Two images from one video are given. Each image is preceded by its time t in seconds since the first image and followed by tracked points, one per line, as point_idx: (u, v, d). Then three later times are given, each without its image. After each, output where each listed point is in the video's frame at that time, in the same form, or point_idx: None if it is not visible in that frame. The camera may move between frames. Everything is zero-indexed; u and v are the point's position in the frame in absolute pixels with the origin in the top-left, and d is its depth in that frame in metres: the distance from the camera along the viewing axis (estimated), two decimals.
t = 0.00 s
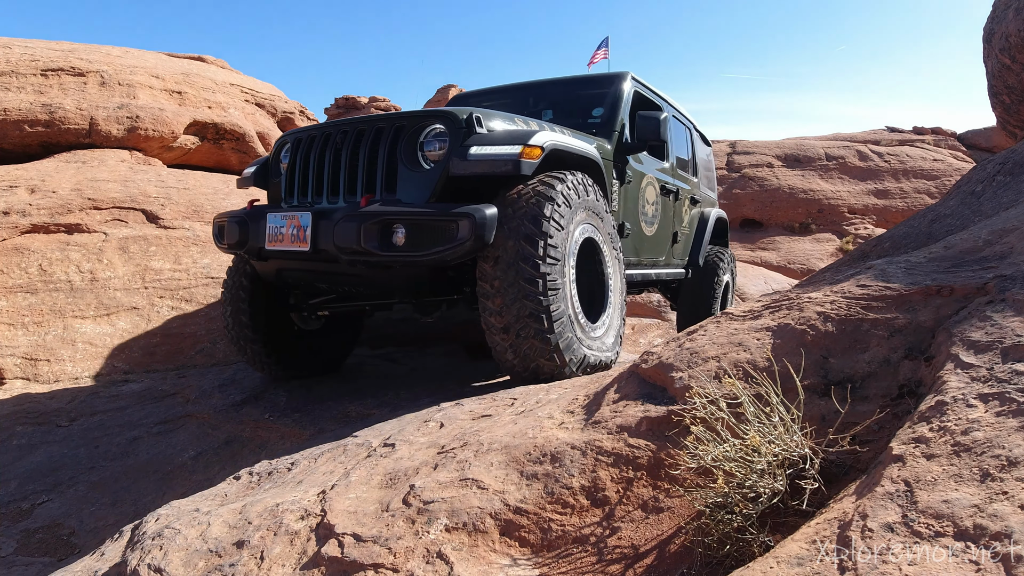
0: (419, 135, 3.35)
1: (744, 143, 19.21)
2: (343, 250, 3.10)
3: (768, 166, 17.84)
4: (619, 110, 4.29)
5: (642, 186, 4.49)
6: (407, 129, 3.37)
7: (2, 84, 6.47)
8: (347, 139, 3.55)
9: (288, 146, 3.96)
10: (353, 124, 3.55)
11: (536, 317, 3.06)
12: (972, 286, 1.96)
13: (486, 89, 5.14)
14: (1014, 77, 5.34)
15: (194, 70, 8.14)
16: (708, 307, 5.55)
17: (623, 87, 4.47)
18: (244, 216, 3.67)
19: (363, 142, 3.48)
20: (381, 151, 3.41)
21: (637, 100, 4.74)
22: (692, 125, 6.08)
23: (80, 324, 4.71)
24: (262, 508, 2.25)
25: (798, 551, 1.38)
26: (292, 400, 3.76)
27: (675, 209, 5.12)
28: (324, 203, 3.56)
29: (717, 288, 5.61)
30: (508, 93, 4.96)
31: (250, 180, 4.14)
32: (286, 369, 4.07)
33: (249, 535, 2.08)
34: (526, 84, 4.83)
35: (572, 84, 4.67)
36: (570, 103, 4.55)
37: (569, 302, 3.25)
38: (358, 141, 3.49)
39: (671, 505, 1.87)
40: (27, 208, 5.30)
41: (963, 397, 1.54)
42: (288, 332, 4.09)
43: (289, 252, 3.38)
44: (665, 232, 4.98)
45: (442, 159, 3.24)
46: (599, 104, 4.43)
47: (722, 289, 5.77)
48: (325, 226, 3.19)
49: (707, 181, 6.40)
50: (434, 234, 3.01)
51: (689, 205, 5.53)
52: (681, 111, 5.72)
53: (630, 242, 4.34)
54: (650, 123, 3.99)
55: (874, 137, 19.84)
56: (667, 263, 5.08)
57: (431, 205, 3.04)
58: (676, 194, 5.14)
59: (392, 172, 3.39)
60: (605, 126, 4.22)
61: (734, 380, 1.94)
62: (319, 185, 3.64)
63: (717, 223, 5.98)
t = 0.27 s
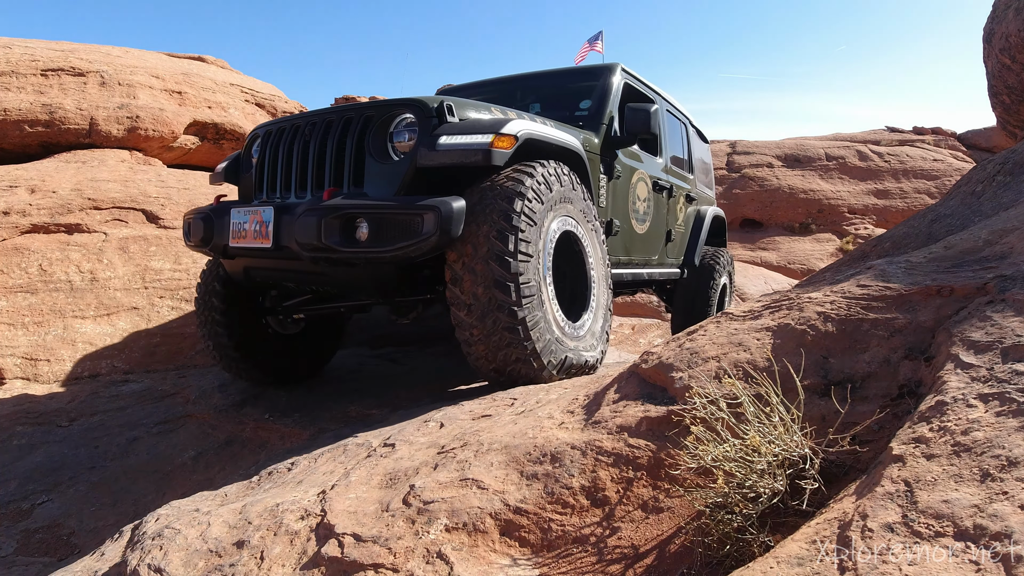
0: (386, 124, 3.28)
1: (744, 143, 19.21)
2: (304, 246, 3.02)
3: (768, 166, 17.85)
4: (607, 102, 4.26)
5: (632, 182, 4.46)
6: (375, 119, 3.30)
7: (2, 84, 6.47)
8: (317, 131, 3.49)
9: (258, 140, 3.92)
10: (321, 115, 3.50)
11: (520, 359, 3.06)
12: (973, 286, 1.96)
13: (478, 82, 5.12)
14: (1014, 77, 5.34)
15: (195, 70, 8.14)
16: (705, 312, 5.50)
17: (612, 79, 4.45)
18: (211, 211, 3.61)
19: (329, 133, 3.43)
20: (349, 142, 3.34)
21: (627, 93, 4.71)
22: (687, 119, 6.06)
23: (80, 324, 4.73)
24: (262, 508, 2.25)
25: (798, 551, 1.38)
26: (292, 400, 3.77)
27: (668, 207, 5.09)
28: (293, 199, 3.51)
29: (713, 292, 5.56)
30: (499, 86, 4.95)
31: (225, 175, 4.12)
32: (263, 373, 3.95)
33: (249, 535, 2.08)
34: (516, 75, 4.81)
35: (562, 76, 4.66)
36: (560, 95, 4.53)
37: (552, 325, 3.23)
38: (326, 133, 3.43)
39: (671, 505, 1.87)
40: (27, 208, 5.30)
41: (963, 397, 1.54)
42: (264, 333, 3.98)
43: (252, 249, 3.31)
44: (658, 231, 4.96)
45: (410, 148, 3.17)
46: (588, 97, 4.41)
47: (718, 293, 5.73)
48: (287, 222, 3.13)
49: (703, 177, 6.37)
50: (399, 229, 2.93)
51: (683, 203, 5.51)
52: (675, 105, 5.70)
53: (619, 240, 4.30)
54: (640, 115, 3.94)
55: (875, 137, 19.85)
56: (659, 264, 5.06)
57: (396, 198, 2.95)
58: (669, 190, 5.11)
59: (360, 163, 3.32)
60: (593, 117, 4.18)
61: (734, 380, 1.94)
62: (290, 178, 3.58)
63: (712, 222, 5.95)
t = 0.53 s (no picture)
0: (354, 118, 3.22)
1: (744, 143, 19.21)
2: (264, 243, 2.94)
3: (768, 166, 17.85)
4: (595, 96, 4.24)
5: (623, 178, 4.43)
6: (342, 115, 3.24)
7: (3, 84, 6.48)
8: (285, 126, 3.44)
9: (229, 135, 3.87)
10: (290, 110, 3.45)
11: (504, 375, 3.03)
12: (973, 286, 1.96)
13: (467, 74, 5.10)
14: (1014, 77, 5.34)
15: (195, 70, 8.14)
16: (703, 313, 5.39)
17: (601, 71, 4.43)
18: (175, 208, 3.54)
19: (297, 126, 3.38)
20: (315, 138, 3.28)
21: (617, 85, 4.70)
22: (682, 113, 6.04)
23: (81, 324, 4.75)
24: (262, 508, 2.25)
25: (798, 551, 1.38)
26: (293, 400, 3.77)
27: (661, 203, 5.06)
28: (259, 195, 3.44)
29: (711, 292, 5.46)
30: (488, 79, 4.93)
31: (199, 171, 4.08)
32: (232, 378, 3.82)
33: (249, 535, 2.08)
34: (505, 67, 4.79)
35: (550, 69, 4.64)
36: (549, 88, 4.51)
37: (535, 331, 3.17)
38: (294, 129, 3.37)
39: (671, 505, 1.87)
40: (27, 207, 5.30)
41: (963, 397, 1.54)
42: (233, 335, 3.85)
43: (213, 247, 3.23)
44: (651, 231, 4.94)
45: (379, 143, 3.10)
46: (576, 90, 4.39)
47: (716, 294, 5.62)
48: (247, 218, 3.05)
49: (699, 172, 6.34)
50: (362, 225, 2.84)
51: (678, 200, 5.48)
52: (670, 100, 5.67)
53: (608, 238, 4.27)
54: (629, 108, 3.90)
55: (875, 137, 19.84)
56: (652, 262, 5.02)
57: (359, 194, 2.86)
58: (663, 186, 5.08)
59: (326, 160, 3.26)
60: (582, 111, 4.16)
61: (733, 380, 1.94)
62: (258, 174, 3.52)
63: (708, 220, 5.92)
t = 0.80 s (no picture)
0: (315, 106, 3.06)
1: (744, 143, 19.22)
2: (215, 239, 2.78)
3: (768, 166, 17.85)
4: (581, 86, 4.14)
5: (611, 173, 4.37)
6: (303, 100, 3.07)
7: (3, 85, 6.49)
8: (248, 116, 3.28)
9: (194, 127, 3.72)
10: (251, 98, 3.29)
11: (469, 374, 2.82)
12: (973, 286, 1.96)
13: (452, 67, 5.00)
14: (1014, 77, 5.33)
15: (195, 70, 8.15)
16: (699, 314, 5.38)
17: (587, 61, 4.33)
18: (136, 205, 3.42)
19: (258, 117, 3.23)
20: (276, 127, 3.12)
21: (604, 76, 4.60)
22: (676, 107, 5.98)
23: (81, 324, 4.76)
24: (262, 508, 2.25)
25: (798, 551, 1.38)
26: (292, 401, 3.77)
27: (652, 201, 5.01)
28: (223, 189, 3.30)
29: (705, 293, 5.44)
30: (474, 71, 4.83)
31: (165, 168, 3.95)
32: (197, 379, 3.68)
33: (249, 535, 2.08)
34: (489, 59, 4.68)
35: (536, 61, 4.54)
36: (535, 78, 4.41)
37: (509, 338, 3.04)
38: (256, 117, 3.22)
39: (671, 505, 1.87)
40: (27, 207, 5.30)
41: (963, 397, 1.54)
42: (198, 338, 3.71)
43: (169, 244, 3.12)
44: (643, 229, 4.88)
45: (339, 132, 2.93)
46: (561, 81, 4.28)
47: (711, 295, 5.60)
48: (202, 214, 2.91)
49: (694, 168, 6.29)
50: (316, 219, 2.67)
51: (671, 198, 5.43)
52: (663, 94, 5.61)
53: (597, 236, 4.21)
54: (617, 100, 3.86)
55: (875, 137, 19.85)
56: (643, 262, 4.98)
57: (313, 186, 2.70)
58: (654, 183, 5.02)
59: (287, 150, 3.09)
60: (568, 101, 4.08)
61: (733, 380, 1.94)
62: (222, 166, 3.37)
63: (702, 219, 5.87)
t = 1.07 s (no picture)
0: (268, 100, 2.87)
1: (744, 143, 19.22)
2: (158, 247, 2.62)
3: (768, 166, 17.85)
4: (563, 78, 3.98)
5: (598, 169, 4.20)
6: (255, 94, 2.88)
7: (3, 85, 6.49)
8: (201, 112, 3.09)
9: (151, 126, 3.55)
10: (206, 93, 3.11)
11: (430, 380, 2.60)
12: (973, 286, 1.96)
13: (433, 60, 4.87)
14: (1014, 77, 5.33)
15: (195, 70, 8.15)
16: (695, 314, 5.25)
17: (570, 52, 4.16)
18: (88, 212, 3.29)
19: (208, 116, 3.05)
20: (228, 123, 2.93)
21: (589, 67, 4.43)
22: (667, 99, 5.82)
23: (81, 324, 4.76)
24: (262, 508, 2.25)
25: (798, 551, 1.38)
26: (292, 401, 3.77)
27: (644, 197, 4.84)
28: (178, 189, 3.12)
29: (700, 293, 5.33)
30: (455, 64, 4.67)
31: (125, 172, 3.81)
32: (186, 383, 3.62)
33: (249, 535, 2.08)
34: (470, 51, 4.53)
35: (517, 52, 4.38)
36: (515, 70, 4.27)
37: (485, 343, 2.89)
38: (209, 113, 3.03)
39: (671, 505, 1.87)
40: (27, 207, 5.31)
41: (962, 397, 1.54)
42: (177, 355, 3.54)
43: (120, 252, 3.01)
44: (634, 227, 4.74)
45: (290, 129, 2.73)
46: (542, 73, 4.12)
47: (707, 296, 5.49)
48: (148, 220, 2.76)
49: (686, 160, 6.16)
50: (261, 223, 2.49)
51: (664, 193, 5.28)
52: (654, 85, 5.42)
53: (583, 235, 4.05)
54: (601, 91, 3.64)
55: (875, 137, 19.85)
56: (634, 261, 4.85)
57: (257, 188, 2.52)
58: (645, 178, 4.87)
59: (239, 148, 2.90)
60: (548, 94, 3.92)
61: (734, 380, 1.94)
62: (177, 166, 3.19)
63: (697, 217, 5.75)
